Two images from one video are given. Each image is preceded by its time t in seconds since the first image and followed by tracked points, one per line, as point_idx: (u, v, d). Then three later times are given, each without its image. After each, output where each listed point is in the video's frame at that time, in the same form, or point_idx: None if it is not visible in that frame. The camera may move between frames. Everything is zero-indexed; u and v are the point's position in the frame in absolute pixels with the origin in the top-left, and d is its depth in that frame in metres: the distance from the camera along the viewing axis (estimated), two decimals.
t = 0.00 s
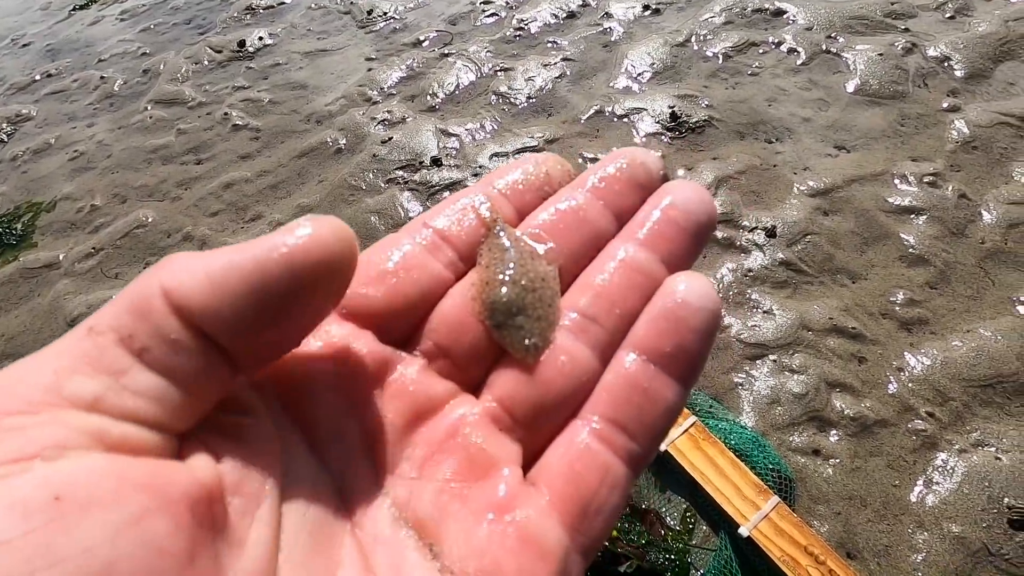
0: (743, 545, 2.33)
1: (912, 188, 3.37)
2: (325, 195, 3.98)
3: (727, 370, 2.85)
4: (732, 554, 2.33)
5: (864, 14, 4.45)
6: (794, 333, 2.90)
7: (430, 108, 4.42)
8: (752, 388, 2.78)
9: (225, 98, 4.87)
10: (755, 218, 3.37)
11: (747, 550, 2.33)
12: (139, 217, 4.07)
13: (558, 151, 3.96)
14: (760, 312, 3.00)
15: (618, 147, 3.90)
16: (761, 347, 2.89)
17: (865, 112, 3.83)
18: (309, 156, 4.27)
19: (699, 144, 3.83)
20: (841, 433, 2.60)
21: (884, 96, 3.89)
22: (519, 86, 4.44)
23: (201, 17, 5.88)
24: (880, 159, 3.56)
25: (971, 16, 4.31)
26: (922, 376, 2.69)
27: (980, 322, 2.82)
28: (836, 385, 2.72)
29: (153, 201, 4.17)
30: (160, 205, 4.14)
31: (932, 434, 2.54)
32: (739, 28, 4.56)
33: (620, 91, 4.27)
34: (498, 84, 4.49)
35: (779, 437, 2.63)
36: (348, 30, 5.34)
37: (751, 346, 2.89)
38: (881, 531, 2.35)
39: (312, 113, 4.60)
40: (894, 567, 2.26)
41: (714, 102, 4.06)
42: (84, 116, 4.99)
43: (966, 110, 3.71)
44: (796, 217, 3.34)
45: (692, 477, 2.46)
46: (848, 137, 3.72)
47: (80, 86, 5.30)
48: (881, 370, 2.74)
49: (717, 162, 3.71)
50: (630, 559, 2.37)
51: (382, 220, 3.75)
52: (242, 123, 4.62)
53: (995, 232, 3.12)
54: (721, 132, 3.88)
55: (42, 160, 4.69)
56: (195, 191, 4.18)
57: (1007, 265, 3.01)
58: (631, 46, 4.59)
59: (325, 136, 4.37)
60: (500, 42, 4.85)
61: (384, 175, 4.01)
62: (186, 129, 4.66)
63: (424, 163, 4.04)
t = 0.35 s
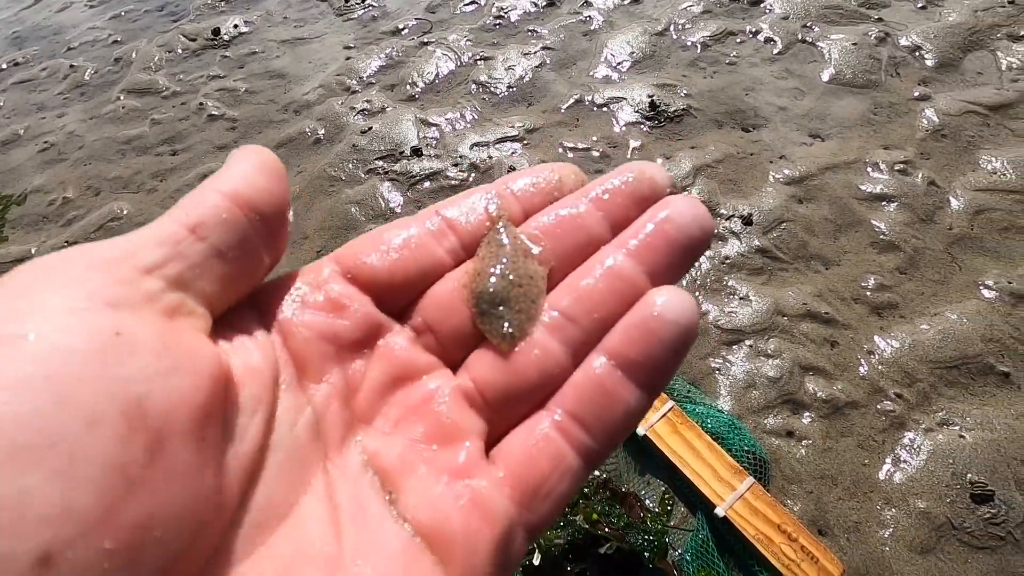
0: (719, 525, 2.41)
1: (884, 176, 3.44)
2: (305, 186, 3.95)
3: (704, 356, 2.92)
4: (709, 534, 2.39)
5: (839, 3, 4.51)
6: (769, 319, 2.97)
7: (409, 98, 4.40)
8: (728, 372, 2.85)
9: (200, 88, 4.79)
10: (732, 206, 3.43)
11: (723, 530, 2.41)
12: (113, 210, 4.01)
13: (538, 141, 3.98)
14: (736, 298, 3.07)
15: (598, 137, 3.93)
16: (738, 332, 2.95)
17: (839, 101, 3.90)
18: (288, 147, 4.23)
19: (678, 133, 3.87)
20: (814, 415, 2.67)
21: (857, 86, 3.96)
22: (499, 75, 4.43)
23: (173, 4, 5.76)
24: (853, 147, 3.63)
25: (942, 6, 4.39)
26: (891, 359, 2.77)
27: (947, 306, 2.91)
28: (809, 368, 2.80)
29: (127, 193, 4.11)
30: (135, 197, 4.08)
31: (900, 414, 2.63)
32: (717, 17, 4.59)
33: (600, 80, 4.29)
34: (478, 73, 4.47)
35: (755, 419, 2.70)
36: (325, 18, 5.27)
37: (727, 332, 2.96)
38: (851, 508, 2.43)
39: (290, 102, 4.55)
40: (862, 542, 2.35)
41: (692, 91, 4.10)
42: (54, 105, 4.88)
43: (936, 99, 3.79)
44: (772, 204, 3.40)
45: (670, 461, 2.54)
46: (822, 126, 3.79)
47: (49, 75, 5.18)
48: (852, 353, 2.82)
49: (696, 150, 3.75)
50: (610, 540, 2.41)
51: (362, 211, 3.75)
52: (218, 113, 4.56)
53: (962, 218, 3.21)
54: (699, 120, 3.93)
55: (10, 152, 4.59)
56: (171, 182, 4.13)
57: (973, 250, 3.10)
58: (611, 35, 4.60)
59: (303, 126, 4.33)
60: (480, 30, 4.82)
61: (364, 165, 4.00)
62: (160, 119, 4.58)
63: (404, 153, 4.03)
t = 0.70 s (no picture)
0: (713, 481, 2.31)
1: (873, 130, 3.36)
2: (271, 148, 3.74)
3: (694, 312, 2.81)
4: (702, 491, 2.28)
5: None
6: (759, 274, 2.88)
7: (383, 60, 4.21)
8: (719, 327, 2.75)
9: (158, 51, 4.53)
10: (719, 162, 3.32)
11: (716, 486, 2.31)
12: (64, 177, 3.77)
13: (518, 101, 3.83)
14: (725, 255, 2.97)
15: (579, 96, 3.79)
16: (727, 288, 2.86)
17: (826, 58, 3.81)
18: (254, 110, 4.01)
19: (662, 92, 3.75)
20: (807, 368, 2.59)
21: (843, 43, 3.87)
22: (476, 35, 4.26)
23: None
24: (841, 103, 3.54)
25: None
26: (885, 311, 2.69)
27: (939, 257, 2.84)
28: (801, 322, 2.71)
29: (80, 159, 3.87)
30: (88, 163, 3.84)
31: (895, 364, 2.55)
32: None
33: (581, 39, 4.14)
34: (454, 34, 4.30)
35: (746, 374, 2.61)
36: None
37: (717, 288, 2.86)
38: (847, 461, 2.36)
39: (255, 65, 4.33)
40: (859, 494, 2.28)
41: (676, 50, 3.98)
42: None
43: (923, 54, 3.72)
44: (760, 160, 3.30)
45: (660, 417, 2.41)
46: (809, 83, 3.69)
47: None
48: (845, 306, 2.73)
49: (681, 108, 3.64)
50: (599, 500, 2.23)
51: (333, 173, 3.56)
52: (177, 76, 4.31)
53: (952, 171, 3.15)
54: (684, 79, 3.81)
55: None
56: (127, 148, 3.89)
57: (963, 201, 3.04)
58: None
59: (270, 89, 4.11)
60: None
61: (335, 128, 3.81)
62: (115, 83, 4.32)
63: (378, 114, 3.85)
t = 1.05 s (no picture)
0: (716, 446, 2.11)
1: (874, 80, 3.18)
2: (229, 102, 3.43)
3: (691, 269, 2.61)
4: (704, 457, 2.09)
5: None
6: (759, 228, 2.69)
7: (352, 10, 3.91)
8: (718, 284, 2.55)
9: (104, 1, 4.16)
10: (714, 114, 3.11)
11: (720, 451, 2.11)
12: None
13: (498, 52, 3.57)
14: (723, 209, 2.77)
15: (564, 48, 3.55)
16: (726, 243, 2.66)
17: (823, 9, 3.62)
18: (210, 62, 3.68)
19: (651, 43, 3.53)
20: (813, 326, 2.41)
21: None
22: None
23: None
24: (839, 53, 3.36)
25: None
26: (893, 265, 2.52)
27: (948, 209, 2.68)
28: (806, 277, 2.53)
29: (14, 115, 3.51)
30: (24, 119, 3.48)
31: (906, 320, 2.38)
32: None
33: None
34: None
35: (749, 332, 2.42)
36: None
37: (715, 244, 2.66)
38: (859, 422, 2.18)
39: (212, 16, 3.99)
40: (873, 457, 2.11)
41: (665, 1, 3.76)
42: None
43: (922, 5, 3.56)
44: (757, 111, 3.10)
45: (658, 378, 2.20)
46: (806, 34, 3.50)
47: None
48: (851, 261, 2.56)
49: (672, 59, 3.42)
50: (594, 468, 2.00)
51: (297, 128, 3.27)
52: (125, 28, 3.96)
53: (958, 121, 2.99)
54: (674, 30, 3.59)
55: None
56: (68, 103, 3.54)
57: (971, 152, 2.87)
58: None
59: (228, 40, 3.79)
60: None
61: (299, 80, 3.51)
62: (56, 35, 3.95)
63: (347, 66, 3.56)
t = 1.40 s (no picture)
0: (713, 443, 2.11)
1: (860, 72, 3.19)
2: (202, 92, 3.28)
3: (683, 265, 2.59)
4: (702, 455, 2.09)
5: None
6: (751, 222, 2.68)
7: None
8: (710, 279, 2.54)
9: None
10: (703, 105, 3.09)
11: (717, 448, 2.11)
12: None
13: (483, 41, 3.48)
14: (714, 202, 2.75)
15: (550, 37, 3.48)
16: (718, 237, 2.65)
17: None
18: (180, 49, 3.51)
19: (638, 33, 3.48)
20: (805, 320, 2.42)
21: None
22: None
23: None
24: (825, 45, 3.35)
25: None
26: (882, 258, 2.54)
27: (935, 201, 2.70)
28: (797, 272, 2.53)
29: None
30: None
31: (896, 313, 2.40)
32: None
33: None
34: None
35: (742, 328, 2.42)
36: None
37: (707, 238, 2.65)
38: (852, 416, 2.20)
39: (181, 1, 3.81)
40: (866, 451, 2.13)
41: None
42: None
43: None
44: (746, 102, 3.08)
45: (653, 376, 2.18)
46: (792, 24, 3.48)
47: None
48: (841, 254, 2.57)
49: (659, 49, 3.37)
50: (592, 469, 1.98)
51: (276, 120, 3.14)
52: (88, 12, 3.75)
53: (942, 113, 3.01)
54: (661, 20, 3.55)
55: None
56: (28, 92, 3.35)
57: (955, 144, 2.90)
58: None
59: (198, 27, 3.62)
60: None
61: (276, 69, 3.37)
62: (12, 20, 3.73)
63: (326, 55, 3.43)
